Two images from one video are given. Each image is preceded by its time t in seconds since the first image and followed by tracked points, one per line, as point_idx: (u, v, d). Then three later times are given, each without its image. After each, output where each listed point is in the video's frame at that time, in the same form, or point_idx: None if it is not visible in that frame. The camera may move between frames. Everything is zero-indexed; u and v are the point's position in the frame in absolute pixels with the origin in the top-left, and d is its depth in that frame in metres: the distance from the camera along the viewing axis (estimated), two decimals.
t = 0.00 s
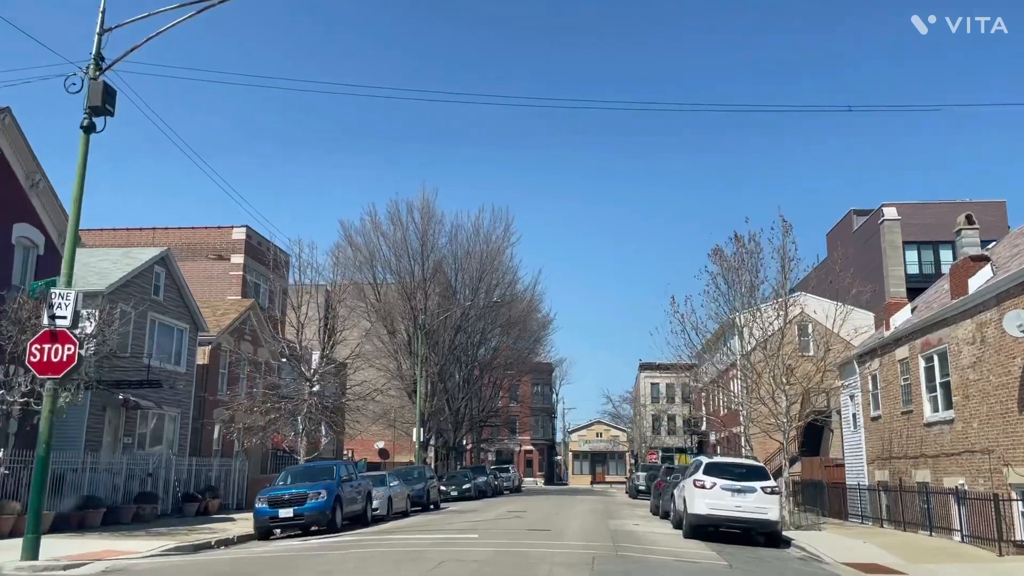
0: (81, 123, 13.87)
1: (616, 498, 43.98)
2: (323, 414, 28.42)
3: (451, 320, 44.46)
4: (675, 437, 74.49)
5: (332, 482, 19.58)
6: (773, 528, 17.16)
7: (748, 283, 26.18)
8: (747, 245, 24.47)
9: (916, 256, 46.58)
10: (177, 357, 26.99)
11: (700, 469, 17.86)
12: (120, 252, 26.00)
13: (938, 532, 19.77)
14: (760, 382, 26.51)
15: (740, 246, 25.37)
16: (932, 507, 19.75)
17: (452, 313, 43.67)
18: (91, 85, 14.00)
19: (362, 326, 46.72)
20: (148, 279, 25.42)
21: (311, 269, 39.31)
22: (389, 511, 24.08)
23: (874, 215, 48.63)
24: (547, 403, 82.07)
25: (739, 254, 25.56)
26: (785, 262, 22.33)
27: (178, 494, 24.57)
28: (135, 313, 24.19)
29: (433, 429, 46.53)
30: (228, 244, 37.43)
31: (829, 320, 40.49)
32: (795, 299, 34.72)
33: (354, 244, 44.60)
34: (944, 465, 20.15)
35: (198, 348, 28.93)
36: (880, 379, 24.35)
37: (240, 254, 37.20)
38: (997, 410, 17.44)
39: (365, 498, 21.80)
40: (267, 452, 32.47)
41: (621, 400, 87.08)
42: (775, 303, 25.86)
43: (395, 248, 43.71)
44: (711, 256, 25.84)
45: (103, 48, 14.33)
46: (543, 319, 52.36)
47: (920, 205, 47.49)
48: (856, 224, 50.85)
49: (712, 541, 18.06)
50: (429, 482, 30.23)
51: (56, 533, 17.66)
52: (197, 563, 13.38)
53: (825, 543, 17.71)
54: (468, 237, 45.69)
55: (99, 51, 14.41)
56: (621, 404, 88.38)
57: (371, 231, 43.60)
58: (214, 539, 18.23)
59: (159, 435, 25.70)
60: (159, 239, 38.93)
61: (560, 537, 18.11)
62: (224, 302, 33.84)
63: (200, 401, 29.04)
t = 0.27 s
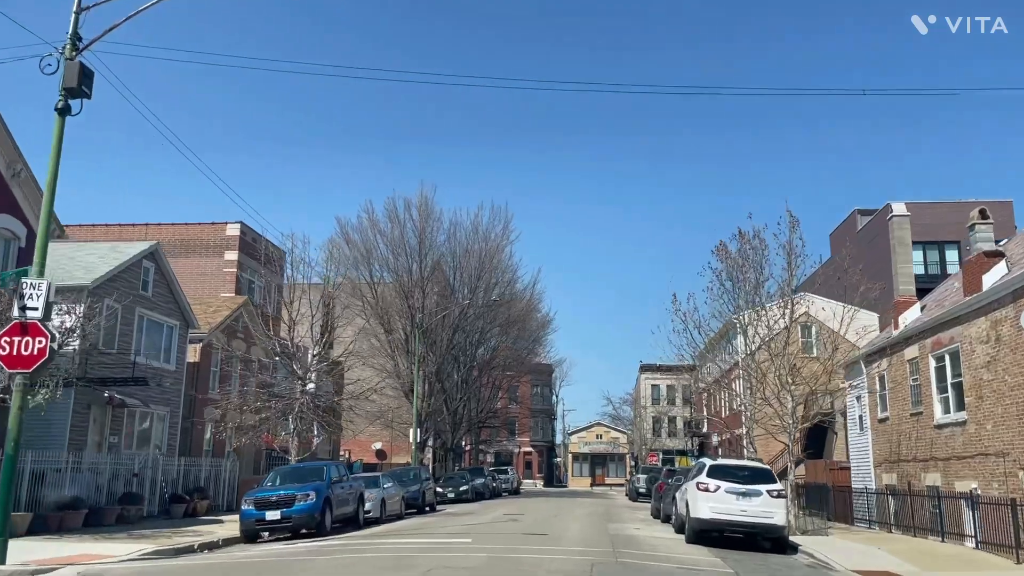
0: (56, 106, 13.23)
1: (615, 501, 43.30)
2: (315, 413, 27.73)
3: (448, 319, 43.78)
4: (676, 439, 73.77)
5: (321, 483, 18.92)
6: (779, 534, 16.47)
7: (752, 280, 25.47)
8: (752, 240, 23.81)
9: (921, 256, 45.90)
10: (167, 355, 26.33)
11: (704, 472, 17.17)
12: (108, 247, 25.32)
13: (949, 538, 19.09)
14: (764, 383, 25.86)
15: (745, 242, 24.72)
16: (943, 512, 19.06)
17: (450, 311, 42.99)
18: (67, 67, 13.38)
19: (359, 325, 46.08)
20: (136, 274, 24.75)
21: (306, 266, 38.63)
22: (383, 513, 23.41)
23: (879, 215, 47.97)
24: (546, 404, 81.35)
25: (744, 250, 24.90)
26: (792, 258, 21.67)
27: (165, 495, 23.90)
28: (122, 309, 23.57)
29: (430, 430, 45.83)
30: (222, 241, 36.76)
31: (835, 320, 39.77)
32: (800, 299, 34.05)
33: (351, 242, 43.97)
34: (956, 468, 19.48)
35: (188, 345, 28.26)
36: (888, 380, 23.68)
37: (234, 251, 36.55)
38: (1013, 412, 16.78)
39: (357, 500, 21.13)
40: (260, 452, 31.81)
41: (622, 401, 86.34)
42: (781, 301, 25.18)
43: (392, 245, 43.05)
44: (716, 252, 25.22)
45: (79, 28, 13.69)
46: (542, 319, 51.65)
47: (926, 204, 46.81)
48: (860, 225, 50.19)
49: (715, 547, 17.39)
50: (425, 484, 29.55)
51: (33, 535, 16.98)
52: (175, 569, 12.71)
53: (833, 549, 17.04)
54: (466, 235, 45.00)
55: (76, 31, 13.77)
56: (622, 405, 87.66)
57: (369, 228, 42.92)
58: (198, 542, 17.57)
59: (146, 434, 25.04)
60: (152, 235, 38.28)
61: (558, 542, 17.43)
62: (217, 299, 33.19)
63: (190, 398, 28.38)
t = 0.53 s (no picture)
0: (23, 84, 12.46)
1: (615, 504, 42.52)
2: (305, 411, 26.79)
3: (446, 318, 42.98)
4: (677, 442, 72.97)
5: (308, 485, 18.12)
6: (788, 540, 15.67)
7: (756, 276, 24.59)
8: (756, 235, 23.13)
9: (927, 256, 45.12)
10: (153, 352, 25.56)
11: (708, 475, 16.38)
12: (92, 240, 24.55)
13: (964, 545, 18.29)
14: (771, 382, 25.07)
15: (750, 237, 23.99)
16: (958, 518, 18.28)
17: (448, 310, 42.18)
18: (36, 43, 12.62)
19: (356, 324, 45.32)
20: (122, 269, 24.00)
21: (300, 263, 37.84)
22: (375, 516, 22.62)
23: (884, 214, 47.20)
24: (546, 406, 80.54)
25: (750, 245, 24.13)
26: (799, 253, 20.89)
27: (150, 497, 23.13)
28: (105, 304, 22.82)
29: (427, 431, 45.02)
30: (215, 236, 36.00)
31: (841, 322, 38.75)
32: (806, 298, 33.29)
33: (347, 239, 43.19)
34: (971, 471, 18.70)
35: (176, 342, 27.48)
36: (898, 380, 22.88)
37: (227, 247, 35.79)
38: None
39: (348, 502, 20.36)
40: (251, 453, 31.02)
41: (622, 403, 85.50)
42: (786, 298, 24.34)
43: (388, 243, 42.26)
44: (720, 247, 24.52)
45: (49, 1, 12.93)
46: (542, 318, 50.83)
47: (931, 203, 46.04)
48: (865, 224, 49.42)
49: (720, 553, 16.59)
50: (420, 486, 28.76)
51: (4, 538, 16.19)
52: None
53: (844, 556, 16.25)
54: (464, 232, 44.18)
55: (46, 5, 13.01)
56: (622, 407, 86.85)
57: (365, 225, 42.12)
58: (178, 546, 16.77)
59: (130, 433, 24.26)
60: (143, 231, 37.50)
61: (555, 547, 16.63)
62: (208, 296, 32.43)
63: (178, 396, 27.62)
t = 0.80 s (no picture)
0: None
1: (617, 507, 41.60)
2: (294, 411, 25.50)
3: (444, 316, 42.06)
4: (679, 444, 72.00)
5: (294, 487, 17.21)
6: (800, 547, 14.76)
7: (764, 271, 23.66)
8: (764, 227, 22.22)
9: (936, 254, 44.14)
10: (138, 348, 24.67)
11: (716, 478, 15.48)
12: (76, 232, 23.71)
13: (984, 553, 17.35)
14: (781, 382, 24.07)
15: (758, 230, 23.07)
16: (978, 524, 17.34)
17: (446, 308, 41.24)
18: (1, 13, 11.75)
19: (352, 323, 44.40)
20: (105, 262, 23.13)
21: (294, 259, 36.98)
22: (367, 520, 21.70)
23: (891, 212, 46.26)
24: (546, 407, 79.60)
25: (758, 239, 23.21)
26: (809, 245, 20.01)
27: (132, 499, 22.24)
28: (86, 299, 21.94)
29: (424, 432, 44.08)
30: (207, 231, 35.13)
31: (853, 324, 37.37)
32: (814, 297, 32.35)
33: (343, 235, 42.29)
34: (991, 475, 17.76)
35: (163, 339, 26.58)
36: (913, 380, 21.94)
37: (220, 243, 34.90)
38: None
39: (337, 505, 19.46)
40: (242, 453, 30.15)
41: (624, 405, 84.59)
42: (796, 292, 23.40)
43: (386, 239, 41.36)
44: (726, 241, 23.62)
45: None
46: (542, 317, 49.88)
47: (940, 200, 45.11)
48: (872, 223, 48.48)
49: (727, 561, 15.66)
50: (415, 488, 27.83)
51: None
52: None
53: (859, 565, 15.31)
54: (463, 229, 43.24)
55: None
56: (623, 409, 85.88)
57: (361, 221, 41.18)
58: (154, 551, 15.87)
59: (113, 433, 23.37)
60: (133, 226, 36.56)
61: (554, 554, 15.72)
62: (199, 292, 31.55)
63: (166, 394, 26.72)
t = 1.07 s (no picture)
0: None
1: (619, 510, 40.57)
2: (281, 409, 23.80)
3: (441, 314, 41.07)
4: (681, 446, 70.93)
5: (276, 490, 16.17)
6: (816, 557, 13.71)
7: (772, 264, 22.62)
8: (772, 218, 21.20)
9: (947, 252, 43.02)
10: (119, 345, 23.71)
11: (725, 482, 14.44)
12: (54, 223, 22.73)
13: (1008, 562, 16.32)
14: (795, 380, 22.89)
15: (766, 221, 22.03)
16: (1003, 532, 16.32)
17: (443, 306, 40.22)
18: None
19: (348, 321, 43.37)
20: (84, 253, 22.16)
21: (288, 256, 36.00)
22: (356, 525, 20.64)
23: (899, 210, 45.23)
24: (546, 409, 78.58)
25: (766, 232, 22.20)
26: (823, 236, 19.01)
27: (110, 502, 21.26)
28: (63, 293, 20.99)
29: (421, 434, 43.05)
30: (197, 226, 34.13)
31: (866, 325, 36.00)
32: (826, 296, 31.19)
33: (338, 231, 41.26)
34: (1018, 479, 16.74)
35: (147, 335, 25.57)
36: (930, 379, 20.88)
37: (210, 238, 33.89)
38: None
39: (323, 509, 18.43)
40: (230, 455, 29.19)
41: (625, 406, 83.53)
42: (808, 286, 22.33)
43: (381, 235, 40.35)
44: (733, 233, 22.63)
45: None
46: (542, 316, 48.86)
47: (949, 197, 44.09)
48: (880, 220, 47.44)
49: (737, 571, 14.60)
50: (409, 490, 26.87)
51: None
52: None
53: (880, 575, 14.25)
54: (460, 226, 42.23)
55: None
56: (624, 410, 84.81)
57: (357, 217, 40.23)
58: (125, 557, 14.86)
59: (91, 432, 22.38)
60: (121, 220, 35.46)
61: (551, 562, 14.70)
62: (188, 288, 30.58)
63: (152, 392, 25.63)
